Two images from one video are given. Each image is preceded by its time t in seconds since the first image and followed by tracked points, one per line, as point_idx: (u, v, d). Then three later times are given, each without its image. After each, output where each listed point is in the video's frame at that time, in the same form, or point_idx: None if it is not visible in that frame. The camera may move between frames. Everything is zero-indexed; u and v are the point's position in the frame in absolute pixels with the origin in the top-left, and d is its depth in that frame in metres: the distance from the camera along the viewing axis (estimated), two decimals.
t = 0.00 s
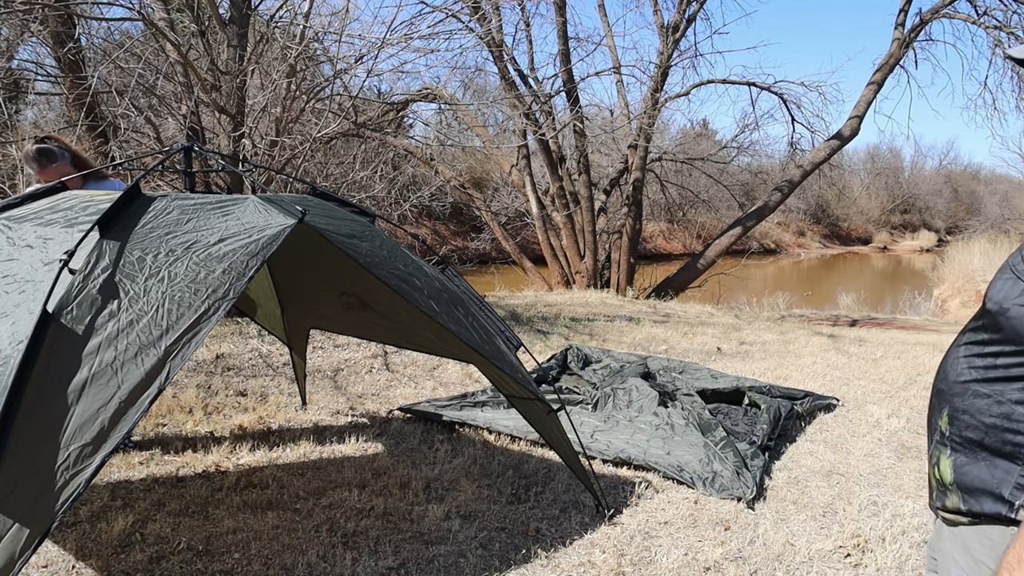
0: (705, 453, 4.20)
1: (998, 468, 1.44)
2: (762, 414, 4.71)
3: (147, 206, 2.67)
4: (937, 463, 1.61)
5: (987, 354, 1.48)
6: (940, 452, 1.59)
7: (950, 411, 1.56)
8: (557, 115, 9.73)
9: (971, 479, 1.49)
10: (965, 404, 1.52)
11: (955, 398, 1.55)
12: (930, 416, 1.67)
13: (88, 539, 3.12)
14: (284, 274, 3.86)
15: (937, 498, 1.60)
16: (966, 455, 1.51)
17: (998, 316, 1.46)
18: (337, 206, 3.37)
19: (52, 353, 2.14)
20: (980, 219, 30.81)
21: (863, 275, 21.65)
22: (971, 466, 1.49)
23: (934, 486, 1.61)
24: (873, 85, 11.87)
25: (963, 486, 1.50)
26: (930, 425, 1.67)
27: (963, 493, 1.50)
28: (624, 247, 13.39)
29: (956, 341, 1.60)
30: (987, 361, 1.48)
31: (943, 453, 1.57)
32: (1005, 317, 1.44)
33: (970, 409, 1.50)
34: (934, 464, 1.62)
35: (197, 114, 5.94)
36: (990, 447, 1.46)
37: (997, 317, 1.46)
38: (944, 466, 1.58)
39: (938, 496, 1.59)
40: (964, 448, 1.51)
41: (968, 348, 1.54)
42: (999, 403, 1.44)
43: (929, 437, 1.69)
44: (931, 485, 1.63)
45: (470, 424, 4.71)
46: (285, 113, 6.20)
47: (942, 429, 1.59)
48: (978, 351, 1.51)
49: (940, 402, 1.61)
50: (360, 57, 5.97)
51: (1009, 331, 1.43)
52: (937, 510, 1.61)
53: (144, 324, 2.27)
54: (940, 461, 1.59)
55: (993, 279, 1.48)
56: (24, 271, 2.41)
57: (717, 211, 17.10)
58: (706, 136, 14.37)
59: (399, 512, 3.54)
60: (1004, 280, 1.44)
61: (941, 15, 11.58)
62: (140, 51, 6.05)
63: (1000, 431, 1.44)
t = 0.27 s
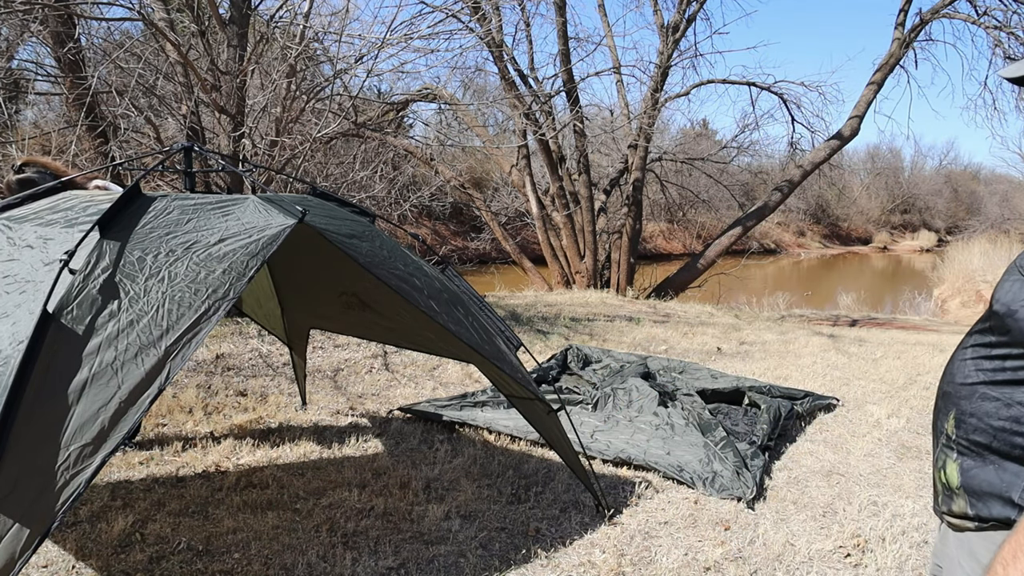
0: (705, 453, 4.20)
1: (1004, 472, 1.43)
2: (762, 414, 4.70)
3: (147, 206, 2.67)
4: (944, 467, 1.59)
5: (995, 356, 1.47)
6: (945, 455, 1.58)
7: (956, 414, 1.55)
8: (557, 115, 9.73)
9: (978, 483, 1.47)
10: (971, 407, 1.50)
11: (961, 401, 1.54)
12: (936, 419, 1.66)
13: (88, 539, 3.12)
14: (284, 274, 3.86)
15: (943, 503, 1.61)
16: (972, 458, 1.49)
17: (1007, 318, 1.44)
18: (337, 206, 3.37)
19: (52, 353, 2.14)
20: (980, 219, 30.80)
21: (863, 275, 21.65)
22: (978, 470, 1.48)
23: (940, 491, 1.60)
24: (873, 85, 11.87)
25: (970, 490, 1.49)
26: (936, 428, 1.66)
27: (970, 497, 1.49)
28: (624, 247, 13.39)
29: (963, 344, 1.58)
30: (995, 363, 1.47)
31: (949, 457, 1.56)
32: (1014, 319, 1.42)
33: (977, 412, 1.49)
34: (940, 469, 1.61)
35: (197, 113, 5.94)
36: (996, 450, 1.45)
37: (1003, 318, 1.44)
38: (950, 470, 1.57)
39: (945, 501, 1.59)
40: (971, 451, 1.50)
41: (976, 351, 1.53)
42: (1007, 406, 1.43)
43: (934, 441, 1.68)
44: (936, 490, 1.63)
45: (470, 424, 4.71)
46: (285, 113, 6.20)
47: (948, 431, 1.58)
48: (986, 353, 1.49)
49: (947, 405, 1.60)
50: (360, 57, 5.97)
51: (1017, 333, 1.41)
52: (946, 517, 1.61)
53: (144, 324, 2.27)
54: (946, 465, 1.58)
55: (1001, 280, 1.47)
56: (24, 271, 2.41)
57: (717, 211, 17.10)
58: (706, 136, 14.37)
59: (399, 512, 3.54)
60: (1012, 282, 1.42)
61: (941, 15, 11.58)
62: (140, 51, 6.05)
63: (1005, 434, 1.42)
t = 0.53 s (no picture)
0: (705, 453, 4.20)
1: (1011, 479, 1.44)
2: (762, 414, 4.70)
3: (147, 206, 2.67)
4: (947, 475, 1.59)
5: (1000, 363, 1.48)
6: (948, 461, 1.59)
7: (961, 421, 1.56)
8: (557, 115, 9.73)
9: (983, 491, 1.48)
10: (976, 414, 1.51)
11: (967, 408, 1.54)
12: (939, 426, 1.65)
13: (88, 539, 3.12)
14: (284, 274, 3.86)
15: (947, 510, 1.61)
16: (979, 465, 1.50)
17: (1012, 324, 1.45)
18: (337, 206, 3.37)
19: (52, 353, 2.14)
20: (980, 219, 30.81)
21: (863, 275, 21.65)
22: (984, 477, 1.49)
23: (944, 498, 1.60)
24: (873, 84, 11.87)
25: (976, 498, 1.49)
26: (938, 434, 1.66)
27: (976, 505, 1.50)
28: (624, 247, 13.39)
29: (966, 350, 1.59)
30: (1000, 369, 1.48)
31: (953, 465, 1.57)
32: (1018, 324, 1.43)
33: (983, 418, 1.49)
34: (942, 476, 1.62)
35: (197, 113, 5.94)
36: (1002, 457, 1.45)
37: (1006, 324, 1.46)
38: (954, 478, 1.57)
39: (950, 509, 1.59)
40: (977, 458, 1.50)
41: (980, 357, 1.54)
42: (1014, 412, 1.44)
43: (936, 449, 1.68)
44: (939, 497, 1.63)
45: (470, 424, 4.71)
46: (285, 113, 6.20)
47: (952, 438, 1.58)
48: (990, 360, 1.51)
49: (950, 411, 1.61)
50: (360, 57, 5.97)
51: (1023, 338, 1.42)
52: (950, 526, 1.61)
53: (144, 324, 2.27)
54: (949, 472, 1.59)
55: (1005, 285, 1.48)
56: (24, 271, 2.41)
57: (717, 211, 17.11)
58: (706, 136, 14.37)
59: (399, 512, 3.54)
60: (1015, 287, 1.44)
61: (941, 15, 11.58)
62: (140, 52, 6.06)
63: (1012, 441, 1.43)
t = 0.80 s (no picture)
0: (705, 453, 4.20)
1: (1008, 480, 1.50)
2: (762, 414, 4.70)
3: (147, 206, 2.67)
4: (946, 477, 1.65)
5: (997, 367, 1.54)
6: (946, 462, 1.65)
7: (959, 423, 1.61)
8: (557, 114, 9.73)
9: (981, 491, 1.54)
10: (975, 416, 1.57)
11: (965, 410, 1.60)
12: (936, 428, 1.71)
13: (88, 539, 3.12)
14: (285, 274, 3.86)
15: (944, 513, 1.65)
16: (977, 465, 1.56)
17: (1011, 327, 1.50)
18: (337, 206, 3.37)
19: (52, 353, 2.14)
20: (980, 219, 30.80)
21: (863, 275, 21.64)
22: (982, 477, 1.55)
23: (940, 501, 1.66)
24: (873, 84, 11.86)
25: (974, 500, 1.55)
26: (935, 437, 1.71)
27: (974, 507, 1.55)
28: (624, 247, 13.39)
29: (963, 352, 1.65)
30: (998, 372, 1.54)
31: (952, 466, 1.62)
32: (1017, 326, 1.48)
33: (982, 420, 1.55)
34: (940, 479, 1.67)
35: (197, 113, 5.94)
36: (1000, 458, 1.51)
37: (1003, 327, 1.52)
38: (952, 479, 1.63)
39: (946, 510, 1.64)
40: (976, 459, 1.56)
41: (977, 359, 1.60)
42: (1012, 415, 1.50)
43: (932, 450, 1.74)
44: (936, 500, 1.68)
45: (470, 424, 4.71)
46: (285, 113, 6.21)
47: (950, 439, 1.64)
48: (988, 363, 1.57)
49: (947, 412, 1.66)
50: (360, 57, 5.97)
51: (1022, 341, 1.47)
52: (946, 528, 1.66)
53: (144, 324, 2.27)
54: (947, 474, 1.64)
55: (1004, 288, 1.53)
56: (24, 271, 2.41)
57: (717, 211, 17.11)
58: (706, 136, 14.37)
59: (399, 512, 3.54)
60: (1014, 290, 1.50)
61: (941, 15, 11.58)
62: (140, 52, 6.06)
63: (1009, 443, 1.49)
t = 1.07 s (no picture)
0: (705, 453, 4.20)
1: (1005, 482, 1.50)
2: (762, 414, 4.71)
3: (147, 206, 2.67)
4: (942, 476, 1.65)
5: (998, 369, 1.54)
6: (944, 462, 1.65)
7: (958, 424, 1.61)
8: (557, 114, 9.73)
9: (979, 493, 1.54)
10: (974, 416, 1.57)
11: (963, 410, 1.60)
12: (933, 428, 1.72)
13: (88, 539, 3.12)
14: (285, 274, 3.86)
15: (939, 512, 1.66)
16: (975, 466, 1.56)
17: (1011, 327, 1.50)
18: (337, 206, 3.37)
19: (52, 353, 2.14)
20: (980, 219, 30.80)
21: (863, 275, 21.64)
22: (979, 479, 1.55)
23: (936, 500, 1.66)
24: (873, 84, 11.87)
25: (971, 501, 1.55)
26: (931, 438, 1.72)
27: (971, 508, 1.55)
28: (624, 247, 13.39)
29: (962, 352, 1.65)
30: (998, 374, 1.54)
31: (950, 466, 1.63)
32: (1018, 325, 1.48)
33: (980, 421, 1.55)
34: (935, 478, 1.68)
35: (197, 113, 5.93)
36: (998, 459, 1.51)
37: (1004, 329, 1.52)
38: (949, 479, 1.63)
39: (942, 510, 1.64)
40: (974, 460, 1.56)
41: (977, 359, 1.60)
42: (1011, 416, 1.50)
43: (927, 451, 1.75)
44: (931, 499, 1.69)
45: (469, 424, 4.71)
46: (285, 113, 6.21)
47: (949, 440, 1.64)
48: (988, 364, 1.57)
49: (945, 413, 1.67)
50: (360, 57, 5.97)
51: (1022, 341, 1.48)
52: (941, 526, 1.66)
53: (144, 324, 2.27)
54: (943, 473, 1.65)
55: (1004, 288, 1.53)
56: (24, 271, 2.41)
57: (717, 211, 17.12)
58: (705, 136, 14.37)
59: (399, 512, 3.54)
60: (1016, 289, 1.50)
61: (941, 15, 11.58)
62: (140, 52, 6.06)
63: (1007, 444, 1.50)
